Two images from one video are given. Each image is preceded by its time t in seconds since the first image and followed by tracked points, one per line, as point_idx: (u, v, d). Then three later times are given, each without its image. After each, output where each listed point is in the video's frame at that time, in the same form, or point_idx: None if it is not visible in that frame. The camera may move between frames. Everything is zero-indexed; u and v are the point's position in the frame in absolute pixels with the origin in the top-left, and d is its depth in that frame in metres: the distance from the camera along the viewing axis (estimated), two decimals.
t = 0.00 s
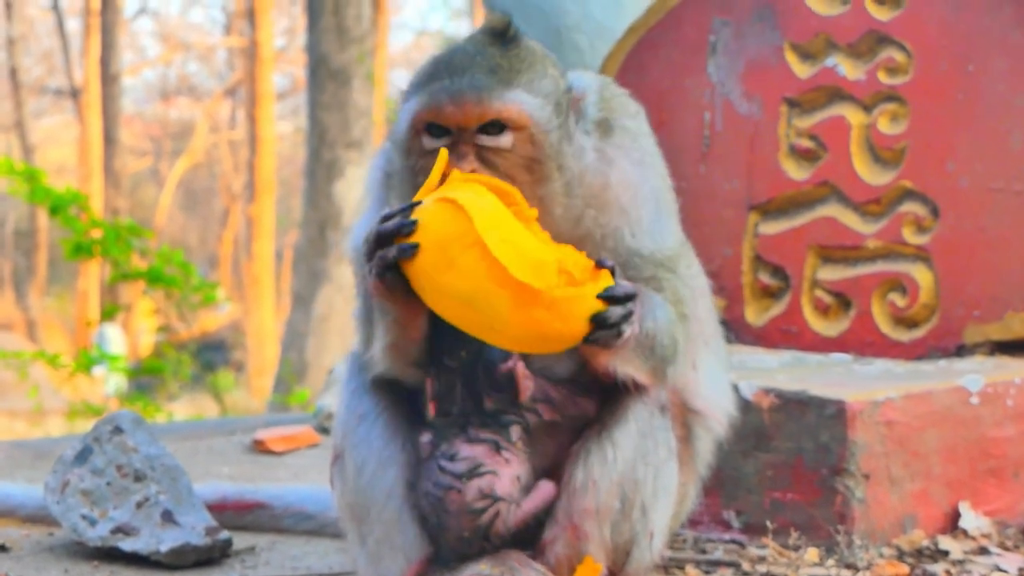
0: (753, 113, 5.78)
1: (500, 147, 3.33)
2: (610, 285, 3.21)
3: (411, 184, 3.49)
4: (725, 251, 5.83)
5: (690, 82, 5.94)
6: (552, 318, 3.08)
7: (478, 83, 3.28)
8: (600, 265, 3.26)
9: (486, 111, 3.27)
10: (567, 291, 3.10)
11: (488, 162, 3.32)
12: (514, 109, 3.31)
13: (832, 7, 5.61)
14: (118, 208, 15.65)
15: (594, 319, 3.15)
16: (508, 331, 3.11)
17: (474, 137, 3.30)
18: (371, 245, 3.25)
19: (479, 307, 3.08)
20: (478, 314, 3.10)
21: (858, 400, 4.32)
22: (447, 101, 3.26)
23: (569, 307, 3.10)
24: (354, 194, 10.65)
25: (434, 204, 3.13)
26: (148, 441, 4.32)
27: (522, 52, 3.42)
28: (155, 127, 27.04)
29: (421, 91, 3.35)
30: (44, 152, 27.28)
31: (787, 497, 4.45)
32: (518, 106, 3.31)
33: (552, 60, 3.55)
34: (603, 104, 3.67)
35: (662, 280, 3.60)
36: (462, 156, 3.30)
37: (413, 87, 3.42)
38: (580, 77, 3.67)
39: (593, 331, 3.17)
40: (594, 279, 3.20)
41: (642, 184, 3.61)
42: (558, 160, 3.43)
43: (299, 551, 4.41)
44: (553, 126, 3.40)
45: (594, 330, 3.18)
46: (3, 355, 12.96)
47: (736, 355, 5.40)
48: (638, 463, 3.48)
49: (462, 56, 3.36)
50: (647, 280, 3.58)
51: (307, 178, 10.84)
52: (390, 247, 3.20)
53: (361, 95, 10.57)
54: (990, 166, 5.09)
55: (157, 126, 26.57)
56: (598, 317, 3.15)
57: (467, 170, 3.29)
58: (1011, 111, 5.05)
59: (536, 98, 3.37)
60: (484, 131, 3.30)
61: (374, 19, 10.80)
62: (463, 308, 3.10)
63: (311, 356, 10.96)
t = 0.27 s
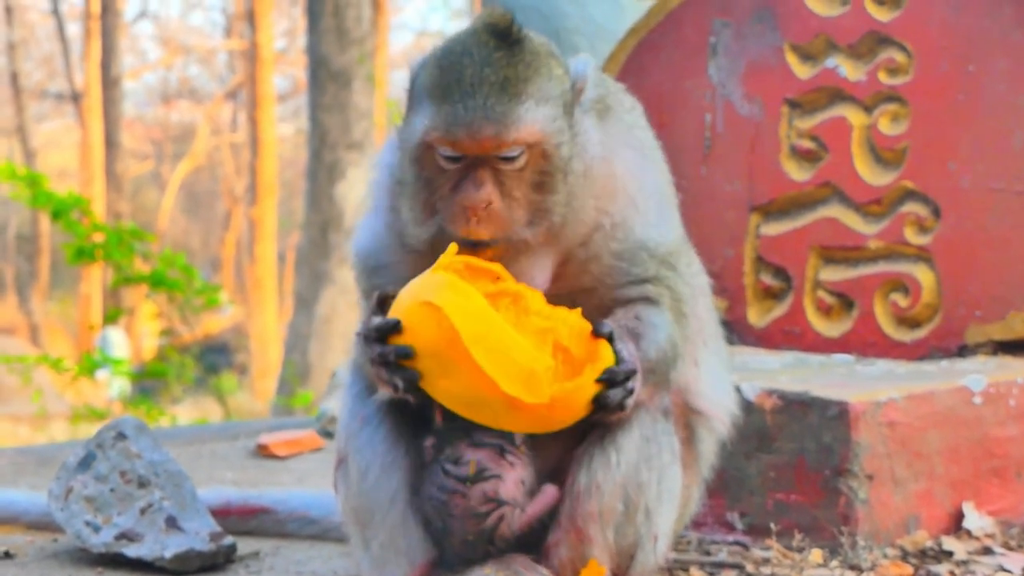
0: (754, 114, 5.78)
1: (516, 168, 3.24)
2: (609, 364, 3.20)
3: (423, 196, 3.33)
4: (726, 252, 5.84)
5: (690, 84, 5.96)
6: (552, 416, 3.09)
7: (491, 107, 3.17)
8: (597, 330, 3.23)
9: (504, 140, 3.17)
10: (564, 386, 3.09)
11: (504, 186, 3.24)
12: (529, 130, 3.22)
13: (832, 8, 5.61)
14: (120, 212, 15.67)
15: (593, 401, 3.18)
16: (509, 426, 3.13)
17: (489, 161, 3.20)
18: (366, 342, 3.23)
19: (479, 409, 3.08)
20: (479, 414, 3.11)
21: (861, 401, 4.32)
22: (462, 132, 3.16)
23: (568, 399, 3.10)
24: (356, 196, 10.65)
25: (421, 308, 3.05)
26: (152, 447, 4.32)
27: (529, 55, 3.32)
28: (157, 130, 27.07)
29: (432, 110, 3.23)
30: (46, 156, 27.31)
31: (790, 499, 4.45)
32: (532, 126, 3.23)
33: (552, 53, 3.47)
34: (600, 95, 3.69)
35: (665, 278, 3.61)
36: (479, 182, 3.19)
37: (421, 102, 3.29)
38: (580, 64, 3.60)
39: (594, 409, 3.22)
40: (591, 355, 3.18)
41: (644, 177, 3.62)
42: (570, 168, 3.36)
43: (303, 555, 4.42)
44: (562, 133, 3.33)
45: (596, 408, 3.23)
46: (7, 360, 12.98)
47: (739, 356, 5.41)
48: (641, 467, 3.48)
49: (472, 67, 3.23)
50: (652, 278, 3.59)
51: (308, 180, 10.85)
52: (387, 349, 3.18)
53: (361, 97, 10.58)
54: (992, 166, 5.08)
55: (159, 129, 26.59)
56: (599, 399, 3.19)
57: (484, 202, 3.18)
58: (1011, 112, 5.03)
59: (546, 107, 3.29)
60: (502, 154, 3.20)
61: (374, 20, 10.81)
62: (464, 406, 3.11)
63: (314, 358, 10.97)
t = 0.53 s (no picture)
0: (754, 117, 5.77)
1: (528, 185, 3.22)
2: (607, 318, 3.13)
3: (428, 204, 3.34)
4: (726, 254, 5.82)
5: (690, 85, 5.96)
6: (554, 365, 3.02)
7: (512, 121, 3.14)
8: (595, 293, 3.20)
9: (522, 154, 3.15)
10: (563, 335, 3.03)
11: (514, 202, 3.24)
12: (547, 149, 3.19)
13: (831, 10, 5.61)
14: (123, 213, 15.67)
15: (596, 355, 3.11)
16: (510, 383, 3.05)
17: (503, 174, 3.19)
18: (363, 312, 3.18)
19: (479, 366, 3.03)
20: (480, 372, 3.04)
21: (860, 403, 4.32)
22: (483, 143, 3.13)
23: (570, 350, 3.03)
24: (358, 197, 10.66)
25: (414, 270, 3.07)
26: (151, 450, 4.33)
27: (552, 76, 3.27)
28: (159, 131, 27.07)
29: (451, 117, 3.20)
30: (48, 157, 27.32)
31: (789, 500, 4.46)
32: (549, 146, 3.19)
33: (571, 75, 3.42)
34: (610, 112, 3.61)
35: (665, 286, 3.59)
36: (489, 194, 3.20)
37: (438, 108, 3.26)
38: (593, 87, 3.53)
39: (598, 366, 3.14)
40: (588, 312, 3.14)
41: (647, 191, 3.57)
42: (579, 189, 3.34)
43: (302, 558, 4.42)
44: (576, 158, 3.30)
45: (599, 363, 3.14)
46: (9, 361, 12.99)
47: (738, 358, 5.41)
48: (640, 468, 3.48)
49: (494, 81, 3.19)
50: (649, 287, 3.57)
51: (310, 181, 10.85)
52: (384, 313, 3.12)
53: (363, 98, 10.58)
54: (991, 168, 5.11)
55: (161, 130, 26.59)
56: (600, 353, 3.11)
57: (492, 215, 3.20)
58: (1011, 113, 5.06)
59: (564, 129, 3.26)
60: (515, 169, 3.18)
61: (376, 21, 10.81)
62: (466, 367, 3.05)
63: (316, 358, 10.99)
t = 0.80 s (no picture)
0: (751, 119, 5.77)
1: (541, 185, 3.21)
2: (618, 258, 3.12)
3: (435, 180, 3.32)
4: (723, 258, 5.85)
5: (686, 89, 5.98)
6: (576, 304, 3.07)
7: (542, 119, 3.15)
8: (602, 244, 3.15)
9: (546, 151, 3.14)
10: (580, 271, 3.06)
11: (523, 194, 3.22)
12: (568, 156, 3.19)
13: (828, 13, 5.61)
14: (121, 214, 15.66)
15: (613, 292, 3.10)
16: (533, 326, 3.10)
17: (520, 166, 3.17)
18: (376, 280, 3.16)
19: (502, 311, 3.06)
20: (502, 319, 3.07)
21: (857, 406, 4.32)
22: (508, 129, 3.13)
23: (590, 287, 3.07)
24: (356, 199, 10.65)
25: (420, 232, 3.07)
26: (147, 454, 4.38)
27: (585, 95, 3.32)
28: (158, 132, 27.05)
29: (478, 104, 3.21)
30: (46, 158, 27.30)
31: (786, 503, 4.46)
32: (570, 153, 3.18)
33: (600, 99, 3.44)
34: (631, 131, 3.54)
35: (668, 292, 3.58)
36: (500, 182, 3.18)
37: (467, 96, 3.26)
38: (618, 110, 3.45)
39: (617, 304, 3.13)
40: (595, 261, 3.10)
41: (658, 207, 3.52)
42: (588, 207, 3.33)
43: (299, 561, 4.42)
44: (592, 177, 3.29)
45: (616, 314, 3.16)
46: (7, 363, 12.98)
47: (735, 361, 5.41)
48: (639, 470, 3.48)
49: (528, 82, 3.22)
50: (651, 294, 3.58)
51: (309, 183, 10.84)
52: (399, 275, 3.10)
53: (362, 100, 10.57)
54: (988, 171, 5.11)
55: (160, 131, 26.57)
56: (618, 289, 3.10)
57: (505, 198, 3.17)
58: (1007, 117, 5.06)
59: (586, 144, 3.26)
60: (532, 165, 3.18)
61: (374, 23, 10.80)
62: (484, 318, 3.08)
63: (315, 360, 10.99)
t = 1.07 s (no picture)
0: (747, 120, 5.77)
1: (543, 185, 3.12)
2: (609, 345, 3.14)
3: (443, 194, 3.20)
4: (718, 259, 5.85)
5: (683, 89, 5.95)
6: (561, 398, 3.03)
7: (535, 120, 3.05)
8: (595, 316, 3.24)
9: (545, 155, 3.05)
10: (568, 369, 3.03)
11: (531, 210, 3.12)
12: (567, 149, 3.09)
13: (825, 15, 5.61)
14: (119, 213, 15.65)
15: (600, 381, 3.10)
16: (518, 419, 3.06)
17: (520, 174, 3.08)
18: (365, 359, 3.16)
19: (488, 405, 3.03)
20: (487, 413, 3.05)
21: (852, 408, 4.32)
22: (504, 141, 3.03)
23: (577, 381, 3.04)
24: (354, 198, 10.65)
25: (410, 313, 3.07)
26: (142, 454, 4.37)
27: (575, 74, 3.20)
28: (156, 131, 27.03)
29: (471, 111, 3.10)
30: (45, 157, 27.28)
31: (781, 505, 4.46)
32: (570, 147, 3.10)
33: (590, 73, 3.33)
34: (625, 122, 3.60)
35: (662, 288, 3.58)
36: (506, 197, 3.07)
37: (461, 101, 3.15)
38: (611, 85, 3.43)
39: (603, 391, 3.14)
40: (591, 339, 3.15)
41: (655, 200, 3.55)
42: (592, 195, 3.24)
43: (294, 562, 4.42)
44: (595, 158, 3.20)
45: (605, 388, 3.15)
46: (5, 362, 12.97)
47: (731, 363, 5.41)
48: (633, 474, 3.48)
49: (518, 75, 3.10)
50: (649, 288, 3.56)
51: (307, 182, 10.83)
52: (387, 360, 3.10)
53: (360, 99, 10.56)
54: (983, 173, 5.10)
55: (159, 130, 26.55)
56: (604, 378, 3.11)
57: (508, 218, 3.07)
58: (1004, 118, 5.05)
59: (584, 129, 3.16)
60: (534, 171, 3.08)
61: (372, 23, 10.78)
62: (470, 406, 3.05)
63: (312, 360, 10.98)
